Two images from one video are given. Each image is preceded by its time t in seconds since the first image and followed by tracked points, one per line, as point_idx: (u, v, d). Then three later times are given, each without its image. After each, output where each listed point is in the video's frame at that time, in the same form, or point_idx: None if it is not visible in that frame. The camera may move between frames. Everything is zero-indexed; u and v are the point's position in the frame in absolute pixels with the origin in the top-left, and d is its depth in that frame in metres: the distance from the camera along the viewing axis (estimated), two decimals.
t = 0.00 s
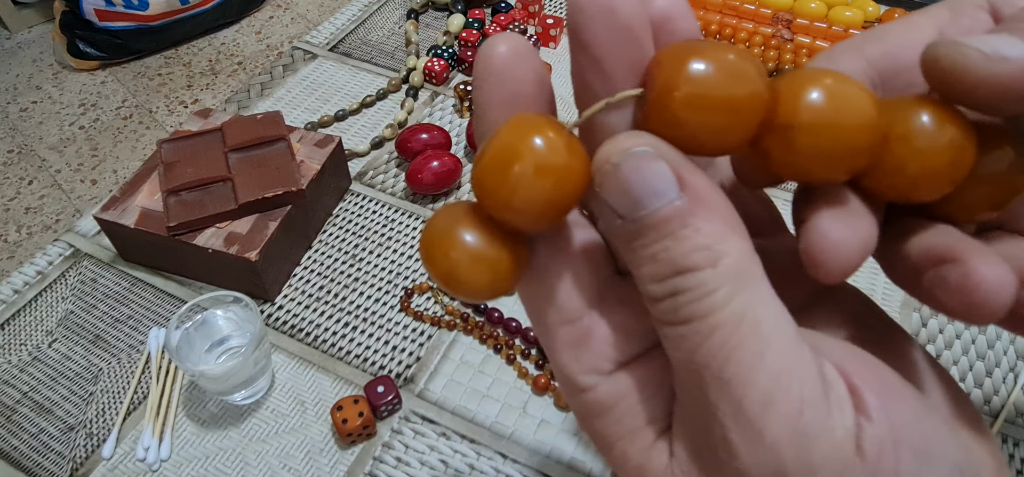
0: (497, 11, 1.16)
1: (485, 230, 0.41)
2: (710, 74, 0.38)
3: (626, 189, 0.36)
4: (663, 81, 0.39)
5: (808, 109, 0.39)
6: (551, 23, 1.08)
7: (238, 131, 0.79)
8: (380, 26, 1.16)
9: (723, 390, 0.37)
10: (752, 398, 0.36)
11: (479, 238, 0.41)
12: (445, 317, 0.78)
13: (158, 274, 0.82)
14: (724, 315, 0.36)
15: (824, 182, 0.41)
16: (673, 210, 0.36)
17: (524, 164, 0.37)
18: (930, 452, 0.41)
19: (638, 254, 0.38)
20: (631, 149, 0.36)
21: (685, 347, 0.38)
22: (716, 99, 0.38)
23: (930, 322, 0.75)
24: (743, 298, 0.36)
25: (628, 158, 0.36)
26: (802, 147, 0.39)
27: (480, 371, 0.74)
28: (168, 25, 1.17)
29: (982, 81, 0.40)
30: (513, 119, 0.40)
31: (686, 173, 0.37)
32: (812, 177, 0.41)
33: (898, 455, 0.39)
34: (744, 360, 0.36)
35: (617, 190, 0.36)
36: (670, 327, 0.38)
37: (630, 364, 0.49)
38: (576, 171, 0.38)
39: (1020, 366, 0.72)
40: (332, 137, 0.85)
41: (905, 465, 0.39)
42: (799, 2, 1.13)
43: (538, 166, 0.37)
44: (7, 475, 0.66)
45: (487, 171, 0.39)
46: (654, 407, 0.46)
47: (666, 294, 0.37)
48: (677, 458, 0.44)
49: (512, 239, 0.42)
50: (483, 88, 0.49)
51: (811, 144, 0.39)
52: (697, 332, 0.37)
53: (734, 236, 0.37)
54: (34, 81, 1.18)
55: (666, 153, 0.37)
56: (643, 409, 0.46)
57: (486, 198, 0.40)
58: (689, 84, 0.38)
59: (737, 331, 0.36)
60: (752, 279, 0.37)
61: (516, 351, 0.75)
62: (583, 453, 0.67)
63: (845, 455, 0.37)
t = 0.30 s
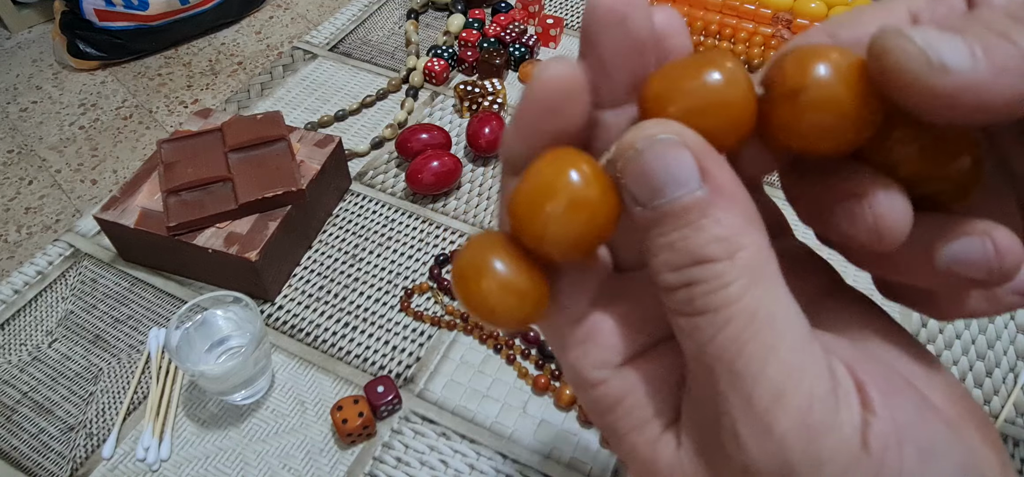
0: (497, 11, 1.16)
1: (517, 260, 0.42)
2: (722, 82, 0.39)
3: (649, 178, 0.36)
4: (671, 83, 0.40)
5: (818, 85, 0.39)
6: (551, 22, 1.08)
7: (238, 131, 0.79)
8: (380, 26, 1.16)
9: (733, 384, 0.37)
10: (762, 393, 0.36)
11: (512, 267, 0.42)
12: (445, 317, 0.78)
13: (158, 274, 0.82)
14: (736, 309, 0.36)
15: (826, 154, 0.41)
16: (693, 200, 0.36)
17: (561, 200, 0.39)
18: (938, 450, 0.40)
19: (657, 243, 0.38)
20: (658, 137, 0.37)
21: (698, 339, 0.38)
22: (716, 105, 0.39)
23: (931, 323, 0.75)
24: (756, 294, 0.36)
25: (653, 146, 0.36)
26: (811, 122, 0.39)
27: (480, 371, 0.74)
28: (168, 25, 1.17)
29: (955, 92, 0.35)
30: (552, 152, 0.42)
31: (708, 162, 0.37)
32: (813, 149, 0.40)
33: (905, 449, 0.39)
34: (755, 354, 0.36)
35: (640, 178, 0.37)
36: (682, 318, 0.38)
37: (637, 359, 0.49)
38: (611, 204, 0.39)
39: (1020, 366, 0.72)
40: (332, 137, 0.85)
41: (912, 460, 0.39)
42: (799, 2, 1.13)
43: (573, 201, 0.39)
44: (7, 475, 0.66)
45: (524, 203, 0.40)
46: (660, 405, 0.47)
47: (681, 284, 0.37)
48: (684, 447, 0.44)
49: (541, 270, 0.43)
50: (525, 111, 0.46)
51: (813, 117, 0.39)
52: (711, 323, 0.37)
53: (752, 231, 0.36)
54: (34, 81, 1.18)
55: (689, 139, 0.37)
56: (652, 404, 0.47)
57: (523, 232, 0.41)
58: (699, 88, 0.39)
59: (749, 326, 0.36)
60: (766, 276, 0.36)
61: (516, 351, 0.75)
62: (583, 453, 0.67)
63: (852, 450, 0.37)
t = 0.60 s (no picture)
0: (497, 11, 1.16)
1: (545, 233, 0.40)
2: (738, 33, 0.35)
3: (677, 163, 0.34)
4: (681, 35, 0.36)
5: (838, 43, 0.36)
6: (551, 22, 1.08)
7: (238, 131, 0.79)
8: (380, 26, 1.16)
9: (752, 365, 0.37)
10: (788, 371, 0.36)
11: (539, 241, 0.40)
12: (445, 317, 0.78)
13: (158, 274, 0.82)
14: (767, 292, 0.36)
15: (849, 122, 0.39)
16: (721, 185, 0.34)
17: (567, 161, 0.36)
18: (943, 424, 0.41)
19: (681, 228, 0.37)
20: (683, 121, 0.34)
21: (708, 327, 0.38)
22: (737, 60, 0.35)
23: (931, 322, 0.75)
24: (787, 275, 0.36)
25: (680, 132, 0.34)
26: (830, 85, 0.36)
27: (480, 371, 0.74)
28: (168, 25, 1.17)
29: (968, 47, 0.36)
30: (552, 118, 0.39)
31: (738, 145, 0.35)
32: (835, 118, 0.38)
33: (914, 424, 0.40)
34: (783, 335, 0.36)
35: (664, 162, 0.35)
36: (711, 301, 0.38)
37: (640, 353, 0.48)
38: (621, 163, 0.37)
39: (1020, 366, 0.72)
40: (332, 137, 0.85)
41: (918, 435, 0.40)
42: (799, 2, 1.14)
43: (580, 162, 0.36)
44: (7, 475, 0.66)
45: (531, 173, 0.38)
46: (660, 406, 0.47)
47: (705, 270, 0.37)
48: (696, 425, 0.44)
49: (570, 239, 0.41)
50: (616, 44, 0.45)
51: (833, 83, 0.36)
52: (737, 308, 0.37)
53: (778, 213, 0.36)
54: (34, 81, 1.18)
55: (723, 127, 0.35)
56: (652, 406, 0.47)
57: (535, 202, 0.39)
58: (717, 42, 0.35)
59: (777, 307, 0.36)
60: (795, 257, 0.36)
61: (516, 351, 0.75)
62: (583, 453, 0.67)
63: (852, 430, 0.38)
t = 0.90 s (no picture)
0: (497, 11, 1.16)
1: (549, 259, 0.40)
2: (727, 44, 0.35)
3: (710, 181, 0.35)
4: (665, 49, 0.36)
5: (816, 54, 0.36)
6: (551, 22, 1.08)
7: (238, 131, 0.79)
8: (380, 26, 1.16)
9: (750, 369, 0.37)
10: (790, 401, 0.37)
11: (546, 268, 0.40)
12: (445, 317, 0.78)
13: (158, 274, 0.82)
14: (779, 321, 0.36)
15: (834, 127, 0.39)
16: (751, 209, 0.35)
17: (572, 187, 0.36)
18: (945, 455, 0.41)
19: (703, 243, 0.38)
20: (723, 142, 0.36)
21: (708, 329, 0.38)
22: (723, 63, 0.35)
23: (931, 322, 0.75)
24: (801, 308, 0.36)
25: (718, 152, 0.35)
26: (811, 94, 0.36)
27: (480, 371, 0.74)
28: (168, 25, 1.17)
29: (962, 23, 0.37)
30: (559, 141, 0.39)
31: (772, 172, 0.36)
32: (817, 124, 0.38)
33: (918, 460, 0.39)
34: (789, 365, 0.36)
35: (698, 179, 0.36)
36: (723, 320, 0.38)
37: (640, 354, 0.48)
38: (625, 189, 0.37)
39: (1020, 366, 0.72)
40: (332, 136, 0.85)
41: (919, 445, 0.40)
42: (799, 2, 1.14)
43: (585, 189, 0.36)
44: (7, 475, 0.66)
45: (535, 201, 0.38)
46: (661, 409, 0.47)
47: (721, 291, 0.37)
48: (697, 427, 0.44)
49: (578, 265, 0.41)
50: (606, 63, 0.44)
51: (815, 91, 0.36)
52: (749, 330, 0.37)
53: (803, 245, 0.36)
54: (34, 81, 1.18)
55: (759, 152, 0.36)
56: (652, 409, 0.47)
57: (541, 231, 0.38)
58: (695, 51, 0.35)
59: (785, 334, 0.36)
60: (813, 292, 0.36)
61: (516, 351, 0.75)
62: (583, 453, 0.67)
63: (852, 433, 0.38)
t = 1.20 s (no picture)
0: (497, 11, 1.16)
1: (618, 298, 0.40)
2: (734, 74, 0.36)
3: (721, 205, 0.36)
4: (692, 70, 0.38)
5: (816, 101, 0.38)
6: (551, 22, 1.08)
7: (238, 131, 0.79)
8: (380, 26, 1.16)
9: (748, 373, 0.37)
10: (784, 435, 0.38)
11: (614, 308, 0.40)
12: (445, 317, 0.78)
13: (159, 274, 0.82)
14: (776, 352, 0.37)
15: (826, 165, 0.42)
16: (761, 237, 0.36)
17: (630, 223, 0.36)
18: None
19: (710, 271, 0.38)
20: (737, 171, 0.36)
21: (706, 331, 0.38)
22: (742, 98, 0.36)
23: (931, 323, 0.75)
24: (800, 342, 0.37)
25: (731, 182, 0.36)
26: (808, 137, 0.39)
27: (480, 371, 0.74)
28: (168, 25, 1.17)
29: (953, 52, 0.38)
30: (610, 179, 0.39)
31: (786, 202, 0.36)
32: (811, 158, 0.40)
33: None
34: (785, 399, 0.37)
35: (711, 204, 0.37)
36: (724, 347, 0.39)
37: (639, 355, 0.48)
38: (688, 223, 0.36)
39: (1020, 366, 0.72)
40: (332, 136, 0.85)
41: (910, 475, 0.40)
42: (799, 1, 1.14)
43: (643, 223, 0.36)
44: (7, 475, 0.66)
45: (596, 241, 0.38)
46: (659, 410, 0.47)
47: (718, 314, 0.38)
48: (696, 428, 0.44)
49: (646, 303, 0.40)
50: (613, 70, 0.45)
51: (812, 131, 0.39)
52: (749, 359, 0.38)
53: (810, 280, 0.37)
54: (34, 81, 1.18)
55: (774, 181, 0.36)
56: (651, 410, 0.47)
57: (604, 272, 0.38)
58: (718, 84, 0.36)
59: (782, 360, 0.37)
60: (813, 330, 0.37)
61: (516, 351, 0.75)
62: (583, 454, 0.67)
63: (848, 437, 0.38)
